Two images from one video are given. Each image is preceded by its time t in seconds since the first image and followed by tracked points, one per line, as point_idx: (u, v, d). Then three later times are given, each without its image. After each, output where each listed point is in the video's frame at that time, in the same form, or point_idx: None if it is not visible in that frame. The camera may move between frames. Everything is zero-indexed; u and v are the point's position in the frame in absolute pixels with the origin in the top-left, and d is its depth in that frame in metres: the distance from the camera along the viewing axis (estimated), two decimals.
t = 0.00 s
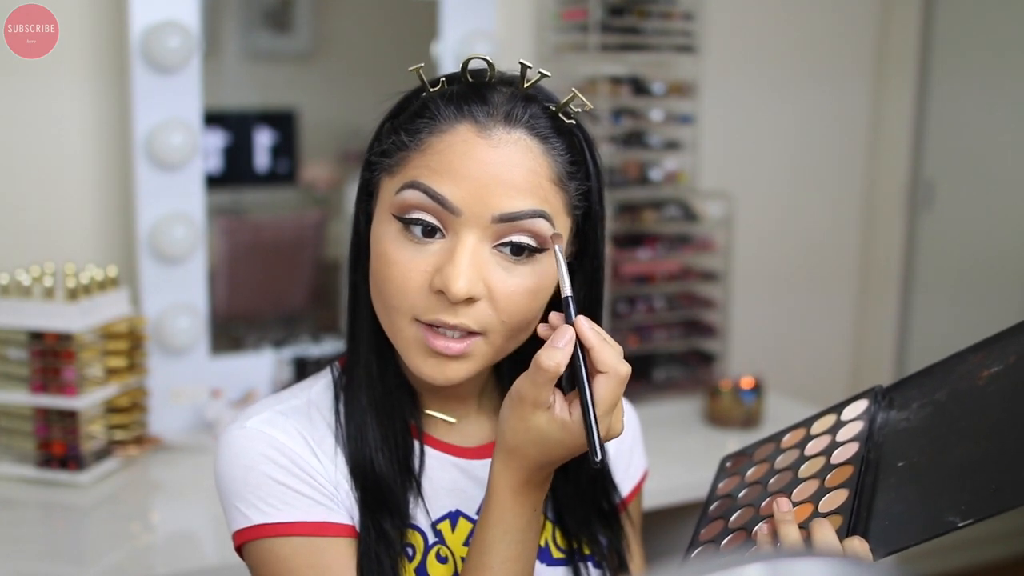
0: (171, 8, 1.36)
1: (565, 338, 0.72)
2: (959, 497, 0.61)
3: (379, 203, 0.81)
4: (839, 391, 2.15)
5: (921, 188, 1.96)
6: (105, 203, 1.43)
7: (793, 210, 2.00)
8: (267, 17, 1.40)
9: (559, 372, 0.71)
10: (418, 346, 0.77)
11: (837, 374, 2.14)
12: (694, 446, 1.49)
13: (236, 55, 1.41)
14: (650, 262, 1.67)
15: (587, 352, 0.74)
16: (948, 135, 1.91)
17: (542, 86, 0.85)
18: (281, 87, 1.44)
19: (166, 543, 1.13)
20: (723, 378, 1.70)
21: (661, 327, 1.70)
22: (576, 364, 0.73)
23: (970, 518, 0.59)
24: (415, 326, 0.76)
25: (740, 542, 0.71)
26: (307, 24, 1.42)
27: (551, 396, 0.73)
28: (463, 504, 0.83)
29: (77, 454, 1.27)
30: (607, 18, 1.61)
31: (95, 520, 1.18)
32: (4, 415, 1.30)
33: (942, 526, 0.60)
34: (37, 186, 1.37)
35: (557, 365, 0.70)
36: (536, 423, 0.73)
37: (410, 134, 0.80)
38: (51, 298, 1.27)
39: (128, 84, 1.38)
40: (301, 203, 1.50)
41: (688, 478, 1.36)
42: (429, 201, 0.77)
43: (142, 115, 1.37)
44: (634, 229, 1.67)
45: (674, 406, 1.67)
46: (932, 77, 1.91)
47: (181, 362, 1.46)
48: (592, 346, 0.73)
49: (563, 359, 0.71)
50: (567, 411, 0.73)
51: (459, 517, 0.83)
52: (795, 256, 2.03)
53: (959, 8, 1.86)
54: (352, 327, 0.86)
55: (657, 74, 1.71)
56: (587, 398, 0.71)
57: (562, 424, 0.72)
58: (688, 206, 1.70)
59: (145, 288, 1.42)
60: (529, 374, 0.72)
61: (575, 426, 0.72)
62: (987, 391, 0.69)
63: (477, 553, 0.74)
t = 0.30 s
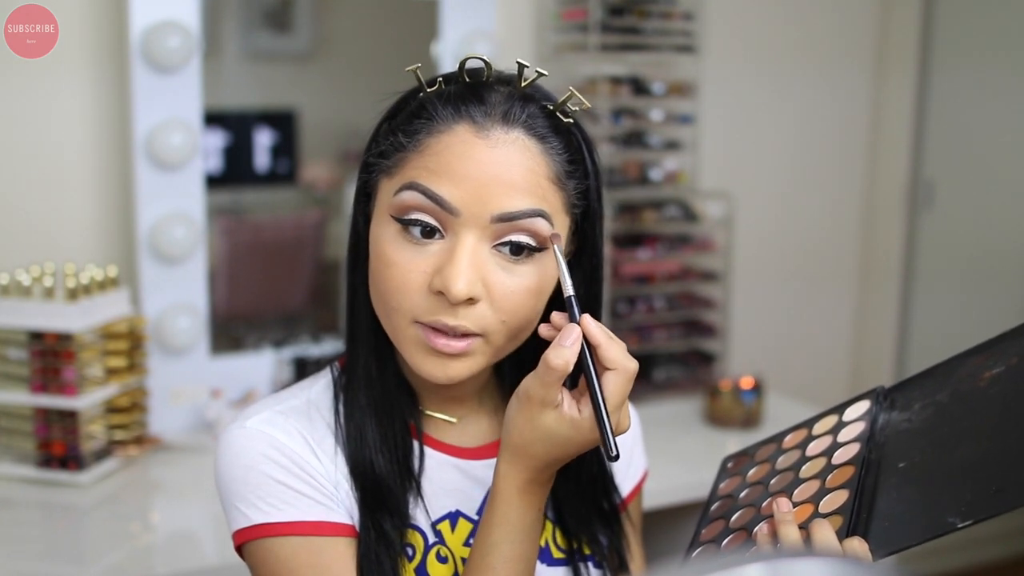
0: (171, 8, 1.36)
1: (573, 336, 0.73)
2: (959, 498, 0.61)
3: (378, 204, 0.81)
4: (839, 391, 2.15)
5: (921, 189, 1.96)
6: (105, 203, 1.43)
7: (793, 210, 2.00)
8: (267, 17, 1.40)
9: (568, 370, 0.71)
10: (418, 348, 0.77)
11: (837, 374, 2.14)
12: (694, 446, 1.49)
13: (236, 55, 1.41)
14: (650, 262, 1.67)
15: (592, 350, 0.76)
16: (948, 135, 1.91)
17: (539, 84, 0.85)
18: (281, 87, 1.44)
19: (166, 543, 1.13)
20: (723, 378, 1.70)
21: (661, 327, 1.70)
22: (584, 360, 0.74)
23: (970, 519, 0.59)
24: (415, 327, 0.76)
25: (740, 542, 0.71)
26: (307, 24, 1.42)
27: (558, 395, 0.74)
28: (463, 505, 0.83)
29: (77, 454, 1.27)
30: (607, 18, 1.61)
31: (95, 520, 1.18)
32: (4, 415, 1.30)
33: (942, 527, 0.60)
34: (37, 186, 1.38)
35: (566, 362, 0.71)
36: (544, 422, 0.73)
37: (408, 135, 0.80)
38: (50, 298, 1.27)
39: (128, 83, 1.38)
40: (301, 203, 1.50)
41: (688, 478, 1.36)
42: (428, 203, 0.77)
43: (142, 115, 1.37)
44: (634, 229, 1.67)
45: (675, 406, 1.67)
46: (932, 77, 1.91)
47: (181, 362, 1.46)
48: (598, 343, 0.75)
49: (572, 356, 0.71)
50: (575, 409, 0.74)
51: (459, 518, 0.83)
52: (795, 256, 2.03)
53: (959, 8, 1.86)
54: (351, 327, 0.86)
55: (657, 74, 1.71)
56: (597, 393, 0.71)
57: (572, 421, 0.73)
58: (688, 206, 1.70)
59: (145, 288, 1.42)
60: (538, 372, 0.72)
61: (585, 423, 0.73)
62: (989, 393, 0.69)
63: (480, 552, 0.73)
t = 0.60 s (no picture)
0: (171, 8, 1.36)
1: (575, 331, 0.73)
2: (961, 497, 0.61)
3: (373, 206, 0.81)
4: (839, 391, 2.15)
5: (921, 189, 1.96)
6: (105, 203, 1.43)
7: (793, 210, 2.00)
8: (267, 17, 1.40)
9: (572, 363, 0.72)
10: (420, 347, 0.77)
11: (837, 374, 2.14)
12: (694, 446, 1.49)
13: (236, 55, 1.41)
14: (650, 262, 1.67)
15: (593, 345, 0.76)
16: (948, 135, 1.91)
17: (529, 79, 0.85)
18: (281, 87, 1.44)
19: (166, 543, 1.13)
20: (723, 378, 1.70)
21: (662, 327, 1.70)
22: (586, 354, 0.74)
23: (972, 518, 0.59)
24: (416, 328, 0.77)
25: (742, 540, 0.71)
26: (307, 24, 1.42)
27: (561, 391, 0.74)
28: (462, 504, 0.83)
29: (77, 454, 1.27)
30: (606, 18, 1.61)
31: (95, 520, 1.18)
32: (4, 415, 1.30)
33: (945, 525, 0.60)
34: (37, 185, 1.38)
35: (569, 356, 0.72)
36: (546, 418, 0.74)
37: (401, 137, 0.80)
38: (51, 299, 1.27)
39: (128, 83, 1.38)
40: (301, 203, 1.50)
41: (688, 478, 1.36)
42: (424, 204, 0.77)
43: (142, 115, 1.37)
44: (634, 230, 1.66)
45: (675, 406, 1.67)
46: (932, 77, 1.91)
47: (181, 362, 1.46)
48: (599, 339, 0.75)
49: (574, 350, 0.72)
50: (577, 404, 0.74)
51: (459, 517, 0.83)
52: (795, 256, 2.03)
53: (959, 8, 1.86)
54: (348, 328, 0.86)
55: (656, 74, 1.71)
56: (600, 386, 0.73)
57: (573, 415, 0.73)
58: (688, 206, 1.70)
59: (145, 288, 1.42)
60: (540, 368, 0.73)
61: (589, 416, 0.73)
62: (989, 393, 0.69)
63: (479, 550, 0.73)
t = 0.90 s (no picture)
0: (171, 8, 1.37)
1: (583, 408, 0.65)
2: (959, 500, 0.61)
3: (379, 207, 0.80)
4: (839, 391, 2.15)
5: (922, 188, 1.96)
6: (104, 203, 1.43)
7: (793, 210, 2.00)
8: (267, 17, 1.40)
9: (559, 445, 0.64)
10: (443, 340, 0.77)
11: (837, 375, 2.14)
12: (694, 446, 1.49)
13: (236, 55, 1.41)
14: (650, 262, 1.67)
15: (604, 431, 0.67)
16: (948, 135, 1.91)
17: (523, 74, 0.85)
18: (280, 87, 1.44)
19: (165, 543, 1.13)
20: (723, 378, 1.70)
21: (661, 327, 1.70)
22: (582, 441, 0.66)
23: (973, 524, 0.58)
24: (438, 323, 0.77)
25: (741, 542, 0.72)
26: (307, 24, 1.42)
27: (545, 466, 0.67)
28: (458, 504, 0.82)
29: (77, 454, 1.27)
30: (607, 18, 1.61)
31: (95, 520, 1.18)
32: (4, 415, 1.30)
33: (946, 531, 0.60)
34: (37, 185, 1.37)
35: (560, 436, 0.64)
36: (521, 489, 0.67)
37: (407, 135, 0.79)
38: (51, 298, 1.27)
39: (128, 84, 1.38)
40: (301, 203, 1.49)
41: (688, 478, 1.36)
42: (439, 202, 0.77)
43: (142, 115, 1.37)
44: (634, 229, 1.66)
45: (675, 406, 1.67)
46: (932, 77, 1.91)
47: (181, 362, 1.46)
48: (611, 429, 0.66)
49: (568, 433, 0.64)
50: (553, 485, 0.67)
51: (452, 518, 0.82)
52: (795, 257, 2.03)
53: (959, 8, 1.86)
54: (344, 330, 0.85)
55: (657, 74, 1.71)
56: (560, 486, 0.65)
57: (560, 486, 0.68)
58: (688, 206, 1.70)
59: (145, 288, 1.42)
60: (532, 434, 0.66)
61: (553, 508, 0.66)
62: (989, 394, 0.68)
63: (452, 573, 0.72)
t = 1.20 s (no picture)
0: (171, 8, 1.37)
1: None
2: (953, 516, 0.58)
3: (453, 214, 0.76)
4: (839, 390, 2.15)
5: (921, 188, 1.97)
6: (105, 204, 1.43)
7: (793, 210, 2.00)
8: (267, 17, 1.40)
9: None
10: (520, 343, 0.78)
11: (837, 374, 2.14)
12: (694, 446, 1.49)
13: (236, 56, 1.41)
14: (650, 262, 1.66)
15: None
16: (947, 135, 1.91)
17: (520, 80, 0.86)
18: (280, 87, 1.44)
19: (166, 542, 1.13)
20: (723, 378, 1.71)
21: (661, 327, 1.70)
22: None
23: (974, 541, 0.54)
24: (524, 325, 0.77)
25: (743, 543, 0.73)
26: (307, 24, 1.42)
27: None
28: (433, 512, 0.80)
29: (77, 454, 1.27)
30: (607, 18, 1.61)
31: (95, 520, 1.18)
32: (4, 415, 1.30)
33: (948, 549, 0.55)
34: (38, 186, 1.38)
35: None
36: None
37: (484, 142, 0.77)
38: (51, 298, 1.27)
39: (128, 84, 1.38)
40: (301, 203, 1.49)
41: (688, 478, 1.36)
42: (530, 208, 0.76)
43: (142, 115, 1.37)
44: (634, 230, 1.65)
45: (675, 406, 1.68)
46: (932, 77, 1.92)
47: (180, 362, 1.46)
48: None
49: None
50: None
51: (430, 526, 0.80)
52: (795, 257, 2.03)
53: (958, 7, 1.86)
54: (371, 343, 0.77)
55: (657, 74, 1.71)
56: None
57: None
58: (688, 206, 1.70)
59: (145, 288, 1.42)
60: None
61: None
62: (993, 408, 0.65)
63: None
